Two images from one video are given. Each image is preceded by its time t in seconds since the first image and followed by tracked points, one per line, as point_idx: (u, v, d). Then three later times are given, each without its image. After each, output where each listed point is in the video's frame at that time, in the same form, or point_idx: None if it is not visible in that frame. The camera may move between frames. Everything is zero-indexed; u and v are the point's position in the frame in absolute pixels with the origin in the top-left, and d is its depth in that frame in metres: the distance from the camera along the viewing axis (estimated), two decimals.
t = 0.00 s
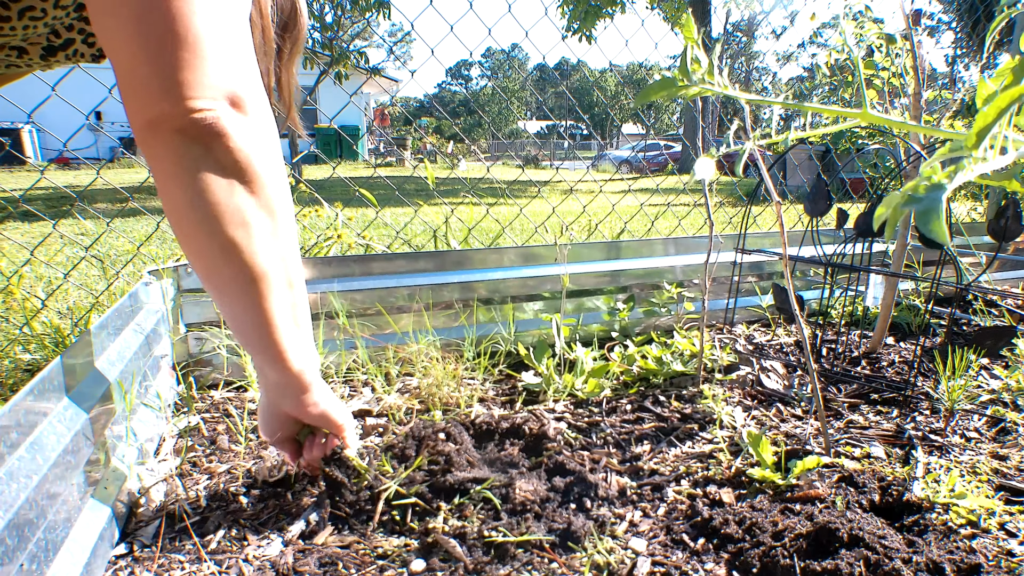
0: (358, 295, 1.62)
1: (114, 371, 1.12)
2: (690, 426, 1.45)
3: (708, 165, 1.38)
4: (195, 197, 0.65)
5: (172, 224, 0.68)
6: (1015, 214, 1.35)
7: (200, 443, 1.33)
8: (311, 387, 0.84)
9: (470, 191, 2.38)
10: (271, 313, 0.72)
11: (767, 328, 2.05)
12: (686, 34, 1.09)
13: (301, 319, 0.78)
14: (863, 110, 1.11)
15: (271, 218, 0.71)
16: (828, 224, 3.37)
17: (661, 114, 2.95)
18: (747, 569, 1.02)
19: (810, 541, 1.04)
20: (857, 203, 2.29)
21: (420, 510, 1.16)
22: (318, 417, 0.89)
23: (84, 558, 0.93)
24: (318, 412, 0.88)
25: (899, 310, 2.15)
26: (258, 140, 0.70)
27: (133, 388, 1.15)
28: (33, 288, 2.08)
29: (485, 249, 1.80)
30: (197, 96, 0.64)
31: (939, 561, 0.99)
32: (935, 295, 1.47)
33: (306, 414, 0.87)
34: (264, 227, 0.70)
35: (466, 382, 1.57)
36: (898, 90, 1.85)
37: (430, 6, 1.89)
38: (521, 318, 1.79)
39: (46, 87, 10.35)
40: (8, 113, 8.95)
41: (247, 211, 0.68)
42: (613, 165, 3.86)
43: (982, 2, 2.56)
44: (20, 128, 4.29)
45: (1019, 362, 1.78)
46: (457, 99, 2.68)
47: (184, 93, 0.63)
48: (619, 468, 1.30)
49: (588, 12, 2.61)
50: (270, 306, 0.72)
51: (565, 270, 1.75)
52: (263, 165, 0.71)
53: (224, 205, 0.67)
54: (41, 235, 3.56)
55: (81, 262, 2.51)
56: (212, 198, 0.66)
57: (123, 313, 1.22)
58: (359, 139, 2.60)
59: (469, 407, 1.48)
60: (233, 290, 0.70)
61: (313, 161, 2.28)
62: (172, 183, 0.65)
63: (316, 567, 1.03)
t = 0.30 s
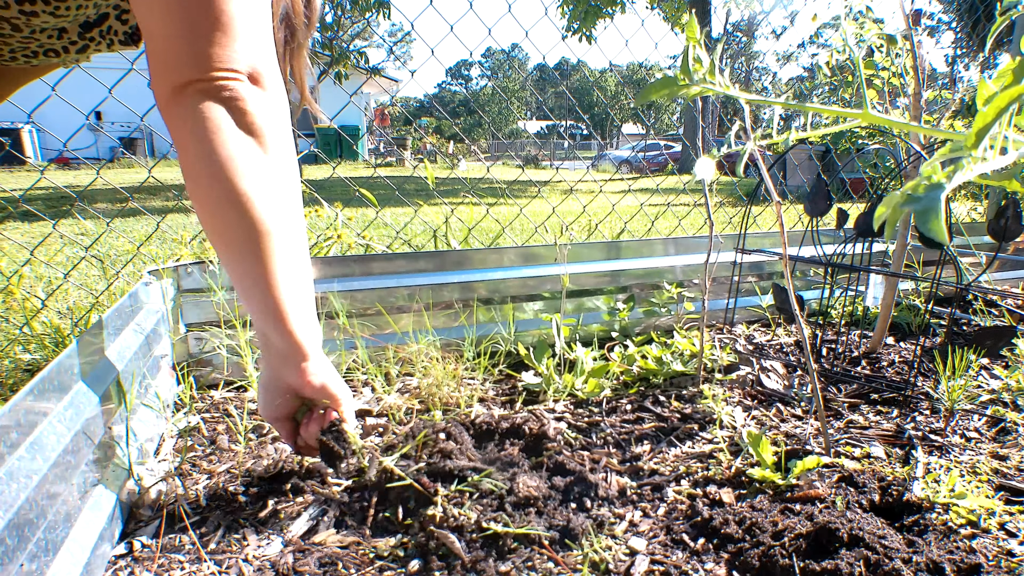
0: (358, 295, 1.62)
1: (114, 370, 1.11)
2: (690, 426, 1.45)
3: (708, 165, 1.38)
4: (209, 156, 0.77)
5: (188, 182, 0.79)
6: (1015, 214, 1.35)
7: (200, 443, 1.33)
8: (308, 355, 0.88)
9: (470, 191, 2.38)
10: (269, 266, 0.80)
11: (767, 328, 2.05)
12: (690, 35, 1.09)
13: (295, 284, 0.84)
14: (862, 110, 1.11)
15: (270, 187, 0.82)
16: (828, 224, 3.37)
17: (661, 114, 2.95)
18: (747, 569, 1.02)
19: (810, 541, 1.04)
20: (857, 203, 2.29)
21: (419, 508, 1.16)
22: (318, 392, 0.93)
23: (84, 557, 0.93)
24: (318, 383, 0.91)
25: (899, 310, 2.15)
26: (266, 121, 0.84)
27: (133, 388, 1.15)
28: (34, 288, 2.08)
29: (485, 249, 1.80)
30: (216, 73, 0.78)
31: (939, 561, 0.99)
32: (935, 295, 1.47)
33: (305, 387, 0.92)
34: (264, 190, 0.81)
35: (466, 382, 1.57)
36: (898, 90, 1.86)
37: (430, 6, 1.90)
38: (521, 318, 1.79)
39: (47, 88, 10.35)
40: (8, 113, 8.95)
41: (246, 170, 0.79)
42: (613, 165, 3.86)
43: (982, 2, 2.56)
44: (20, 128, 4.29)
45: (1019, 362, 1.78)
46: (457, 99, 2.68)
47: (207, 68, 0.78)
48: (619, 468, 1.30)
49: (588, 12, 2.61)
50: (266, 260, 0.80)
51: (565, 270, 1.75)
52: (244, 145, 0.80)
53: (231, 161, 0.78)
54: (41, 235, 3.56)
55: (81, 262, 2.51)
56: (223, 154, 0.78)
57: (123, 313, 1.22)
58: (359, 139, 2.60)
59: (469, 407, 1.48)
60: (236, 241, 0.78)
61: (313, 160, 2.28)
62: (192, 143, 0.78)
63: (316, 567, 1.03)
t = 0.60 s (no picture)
0: (358, 295, 1.62)
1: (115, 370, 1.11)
2: (690, 426, 1.45)
3: (708, 165, 1.38)
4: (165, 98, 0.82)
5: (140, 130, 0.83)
6: (1015, 214, 1.35)
7: (200, 443, 1.33)
8: (243, 302, 0.90)
9: (470, 191, 2.38)
10: (211, 206, 0.84)
11: (767, 328, 2.05)
12: (689, 37, 1.08)
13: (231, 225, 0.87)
14: (863, 110, 1.11)
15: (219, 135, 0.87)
16: (828, 224, 3.37)
17: (661, 114, 2.95)
18: (747, 569, 1.02)
19: (810, 541, 1.04)
20: (857, 204, 2.29)
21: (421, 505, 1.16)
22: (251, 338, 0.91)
23: (83, 557, 0.92)
24: (249, 329, 0.91)
25: (899, 310, 2.15)
26: (223, 77, 0.90)
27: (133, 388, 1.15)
28: (34, 288, 2.08)
29: (485, 249, 1.80)
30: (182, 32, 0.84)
31: (939, 561, 0.99)
32: (935, 295, 1.47)
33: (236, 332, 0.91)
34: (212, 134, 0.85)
35: (466, 382, 1.57)
36: (898, 90, 1.85)
37: (430, 6, 1.90)
38: (521, 318, 1.79)
39: (47, 88, 10.36)
40: (8, 113, 8.95)
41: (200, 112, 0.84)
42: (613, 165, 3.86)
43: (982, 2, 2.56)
44: (21, 129, 4.30)
45: (1019, 362, 1.78)
46: (457, 99, 2.68)
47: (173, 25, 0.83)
48: (619, 468, 1.30)
49: (588, 12, 2.61)
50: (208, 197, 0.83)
51: (565, 270, 1.75)
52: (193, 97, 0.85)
53: (183, 108, 0.83)
54: (41, 235, 3.56)
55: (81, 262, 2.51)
56: (176, 98, 0.82)
57: (124, 313, 1.21)
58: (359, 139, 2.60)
59: (469, 407, 1.48)
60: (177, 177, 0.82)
61: (313, 160, 2.27)
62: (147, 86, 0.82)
63: (316, 567, 1.03)
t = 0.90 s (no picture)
0: (358, 295, 1.62)
1: (115, 371, 1.12)
2: (690, 426, 1.45)
3: (708, 165, 1.38)
4: None
5: None
6: (1015, 214, 1.35)
7: (200, 443, 1.33)
8: None
9: (470, 191, 2.38)
10: None
11: (767, 328, 2.05)
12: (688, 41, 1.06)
13: None
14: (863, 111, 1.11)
15: None
16: (828, 224, 3.37)
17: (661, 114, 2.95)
18: (747, 569, 1.02)
19: (810, 541, 1.05)
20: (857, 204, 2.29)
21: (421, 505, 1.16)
22: None
23: (84, 557, 0.92)
24: None
25: (899, 310, 2.15)
26: None
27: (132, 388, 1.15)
28: (34, 288, 2.09)
29: (485, 249, 1.80)
30: None
31: (939, 561, 0.99)
32: (935, 295, 1.47)
33: None
34: None
35: (466, 382, 1.57)
36: (898, 90, 1.85)
37: (430, 6, 1.89)
38: (521, 318, 1.79)
39: (47, 88, 10.37)
40: (8, 113, 8.95)
41: None
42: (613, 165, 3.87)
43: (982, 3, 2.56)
44: (21, 129, 4.30)
45: (1019, 362, 1.78)
46: (457, 99, 2.68)
47: None
48: (619, 468, 1.30)
49: (588, 12, 2.61)
50: None
51: (565, 271, 1.75)
52: None
53: None
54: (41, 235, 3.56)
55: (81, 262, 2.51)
56: None
57: (123, 314, 1.21)
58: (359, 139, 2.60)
59: (469, 407, 1.48)
60: None
61: (313, 160, 2.27)
62: None
63: (316, 567, 1.03)
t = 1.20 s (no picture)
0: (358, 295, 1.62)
1: (114, 370, 1.12)
2: (690, 426, 1.45)
3: (708, 165, 1.38)
4: (292, 294, 0.63)
5: None
6: (1015, 214, 1.35)
7: (200, 443, 1.33)
8: None
9: (470, 191, 2.38)
10: None
11: (767, 328, 2.05)
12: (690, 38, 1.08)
13: None
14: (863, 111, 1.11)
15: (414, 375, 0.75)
16: (828, 224, 3.37)
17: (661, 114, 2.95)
18: (747, 569, 1.02)
19: (810, 541, 1.05)
20: (857, 204, 2.29)
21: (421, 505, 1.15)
22: None
23: (83, 557, 0.92)
24: None
25: (899, 310, 2.15)
26: None
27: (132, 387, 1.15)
28: (34, 288, 2.09)
29: (485, 248, 1.80)
30: None
31: (939, 561, 0.99)
32: (935, 295, 1.46)
33: None
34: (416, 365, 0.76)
35: (466, 382, 1.57)
36: (898, 90, 1.85)
37: (430, 6, 1.89)
38: (521, 318, 1.79)
39: (47, 88, 10.37)
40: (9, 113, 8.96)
41: None
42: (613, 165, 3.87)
43: (982, 3, 2.56)
44: (21, 128, 4.30)
45: (1019, 362, 1.78)
46: (457, 99, 2.68)
47: None
48: (619, 468, 1.30)
49: (588, 12, 2.61)
50: None
51: (565, 270, 1.75)
52: (330, 203, 0.65)
53: None
54: (41, 235, 3.56)
55: (81, 262, 2.51)
56: None
57: (123, 314, 1.22)
58: (359, 139, 2.60)
59: (469, 406, 1.48)
60: None
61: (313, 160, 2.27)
62: (239, 228, 0.61)
63: (316, 567, 1.03)
